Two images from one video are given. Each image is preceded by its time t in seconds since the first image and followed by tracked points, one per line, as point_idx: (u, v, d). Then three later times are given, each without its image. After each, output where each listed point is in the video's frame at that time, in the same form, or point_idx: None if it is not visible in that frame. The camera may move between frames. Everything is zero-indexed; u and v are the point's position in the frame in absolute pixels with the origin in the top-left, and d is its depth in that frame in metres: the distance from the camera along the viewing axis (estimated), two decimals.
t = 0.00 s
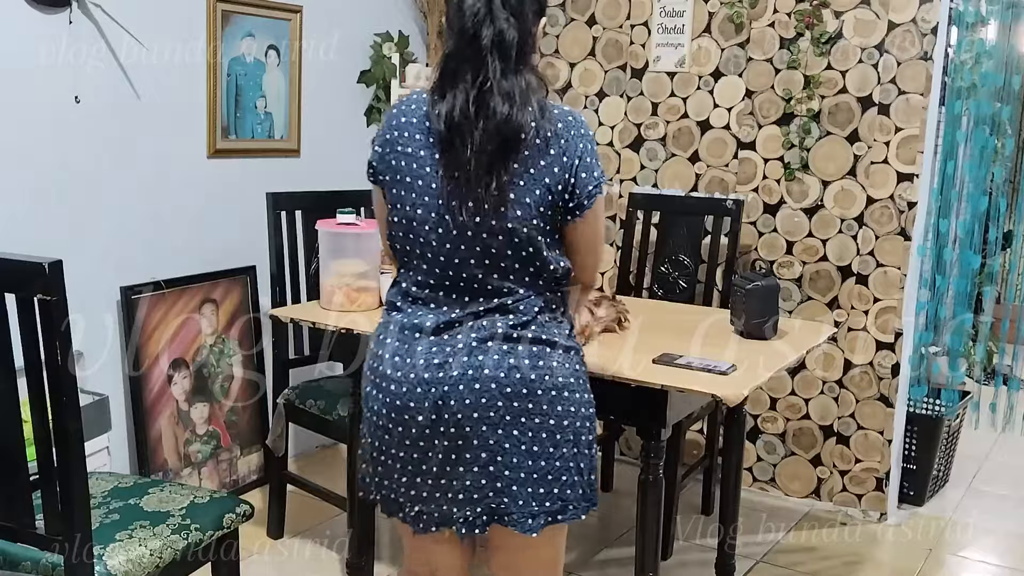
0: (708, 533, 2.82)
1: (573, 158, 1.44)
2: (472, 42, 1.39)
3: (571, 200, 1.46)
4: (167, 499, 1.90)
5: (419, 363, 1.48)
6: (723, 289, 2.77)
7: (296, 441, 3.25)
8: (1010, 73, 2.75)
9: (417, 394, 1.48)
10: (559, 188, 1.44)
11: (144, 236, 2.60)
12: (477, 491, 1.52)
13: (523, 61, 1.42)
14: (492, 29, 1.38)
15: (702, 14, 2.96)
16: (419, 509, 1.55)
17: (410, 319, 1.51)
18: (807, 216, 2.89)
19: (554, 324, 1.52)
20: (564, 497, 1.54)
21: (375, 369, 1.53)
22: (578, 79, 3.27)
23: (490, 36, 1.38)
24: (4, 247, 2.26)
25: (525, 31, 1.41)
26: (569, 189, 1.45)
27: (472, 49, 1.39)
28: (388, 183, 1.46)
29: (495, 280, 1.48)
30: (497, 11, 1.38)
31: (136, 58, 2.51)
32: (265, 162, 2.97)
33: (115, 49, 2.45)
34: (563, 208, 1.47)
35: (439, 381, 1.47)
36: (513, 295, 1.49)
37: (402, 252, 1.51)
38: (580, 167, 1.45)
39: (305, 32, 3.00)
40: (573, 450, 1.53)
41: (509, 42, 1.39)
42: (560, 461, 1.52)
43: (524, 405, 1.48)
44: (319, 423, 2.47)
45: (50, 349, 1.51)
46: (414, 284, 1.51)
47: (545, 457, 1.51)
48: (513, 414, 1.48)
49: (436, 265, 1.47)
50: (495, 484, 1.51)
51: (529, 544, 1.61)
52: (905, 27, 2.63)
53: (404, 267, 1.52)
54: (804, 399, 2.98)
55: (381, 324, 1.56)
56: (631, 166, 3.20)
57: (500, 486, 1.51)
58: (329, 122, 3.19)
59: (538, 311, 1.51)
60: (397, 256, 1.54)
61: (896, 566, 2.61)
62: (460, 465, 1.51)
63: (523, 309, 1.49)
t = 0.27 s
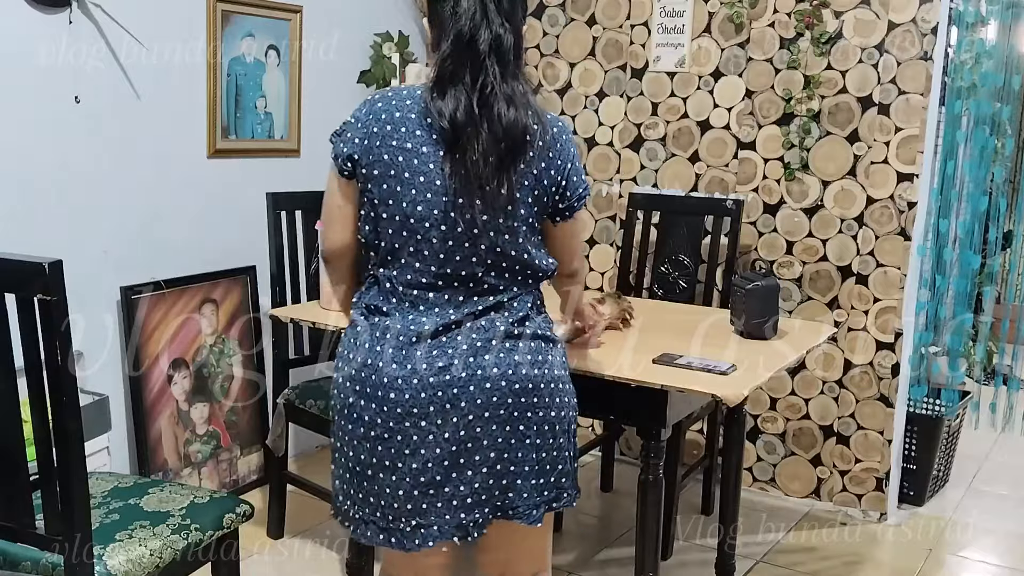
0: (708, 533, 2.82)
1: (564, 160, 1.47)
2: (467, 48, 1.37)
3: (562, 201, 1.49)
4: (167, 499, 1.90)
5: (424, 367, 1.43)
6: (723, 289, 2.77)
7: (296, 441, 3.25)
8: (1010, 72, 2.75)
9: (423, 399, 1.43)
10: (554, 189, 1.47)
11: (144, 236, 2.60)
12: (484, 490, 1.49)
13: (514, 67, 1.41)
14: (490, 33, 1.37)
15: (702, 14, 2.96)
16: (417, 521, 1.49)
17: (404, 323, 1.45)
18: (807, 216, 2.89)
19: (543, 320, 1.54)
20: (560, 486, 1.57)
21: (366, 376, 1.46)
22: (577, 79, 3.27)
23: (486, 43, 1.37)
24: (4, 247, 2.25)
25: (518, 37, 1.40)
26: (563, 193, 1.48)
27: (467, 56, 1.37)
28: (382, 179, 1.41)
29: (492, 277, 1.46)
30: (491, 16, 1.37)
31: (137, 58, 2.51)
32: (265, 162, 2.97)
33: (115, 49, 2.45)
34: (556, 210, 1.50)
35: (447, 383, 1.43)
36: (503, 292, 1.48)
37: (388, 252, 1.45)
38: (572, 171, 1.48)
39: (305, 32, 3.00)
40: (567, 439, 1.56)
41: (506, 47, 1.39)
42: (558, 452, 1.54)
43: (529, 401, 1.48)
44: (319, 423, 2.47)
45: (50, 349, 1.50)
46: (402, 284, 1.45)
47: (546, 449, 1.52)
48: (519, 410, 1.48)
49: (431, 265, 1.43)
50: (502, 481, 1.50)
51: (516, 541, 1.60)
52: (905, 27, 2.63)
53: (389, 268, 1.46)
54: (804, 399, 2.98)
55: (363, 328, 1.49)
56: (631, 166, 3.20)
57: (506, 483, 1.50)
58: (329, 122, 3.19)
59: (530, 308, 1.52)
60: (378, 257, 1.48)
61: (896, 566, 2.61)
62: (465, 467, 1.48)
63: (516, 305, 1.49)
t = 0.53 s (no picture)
0: (708, 533, 2.82)
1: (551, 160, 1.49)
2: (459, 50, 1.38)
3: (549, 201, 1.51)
4: (167, 499, 1.90)
5: (425, 367, 1.41)
6: (723, 289, 2.77)
7: (296, 441, 3.25)
8: (1010, 72, 2.75)
9: (425, 399, 1.42)
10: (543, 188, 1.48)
11: (144, 236, 2.60)
12: (488, 488, 1.49)
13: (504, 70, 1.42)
14: (481, 36, 1.38)
15: (702, 14, 2.96)
16: (421, 519, 1.48)
17: (403, 322, 1.43)
18: (807, 216, 2.89)
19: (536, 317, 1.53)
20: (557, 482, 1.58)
21: (364, 378, 1.43)
22: (577, 79, 3.27)
23: (479, 46, 1.38)
24: (4, 247, 2.25)
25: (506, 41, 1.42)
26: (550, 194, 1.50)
27: (460, 57, 1.38)
28: (377, 176, 1.39)
29: (489, 274, 1.46)
30: (481, 19, 1.39)
31: (137, 58, 2.51)
32: (265, 162, 2.97)
33: (115, 49, 2.45)
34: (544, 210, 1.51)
35: (450, 383, 1.42)
36: (496, 289, 1.48)
37: (382, 252, 1.43)
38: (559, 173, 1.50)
39: (305, 32, 3.00)
40: (564, 435, 1.57)
41: (497, 49, 1.41)
42: (555, 448, 1.55)
43: (529, 399, 1.48)
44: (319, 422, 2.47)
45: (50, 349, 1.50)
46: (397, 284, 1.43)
47: (545, 445, 1.53)
48: (521, 408, 1.48)
49: (427, 263, 1.41)
50: (505, 479, 1.50)
51: (510, 548, 1.58)
52: (905, 27, 2.63)
53: (382, 267, 1.44)
54: (804, 399, 2.98)
55: (357, 329, 1.46)
56: (631, 166, 3.20)
57: (509, 481, 1.50)
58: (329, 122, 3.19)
59: (525, 305, 1.52)
60: (368, 255, 1.45)
61: (896, 566, 2.61)
62: (468, 465, 1.47)
63: (510, 303, 1.49)
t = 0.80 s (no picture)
0: (708, 533, 2.82)
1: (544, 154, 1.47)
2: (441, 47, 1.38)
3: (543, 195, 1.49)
4: (167, 499, 1.90)
5: (415, 363, 1.42)
6: (723, 289, 2.77)
7: (296, 441, 3.25)
8: (1010, 72, 2.75)
9: (415, 395, 1.42)
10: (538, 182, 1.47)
11: (144, 236, 2.60)
12: (479, 488, 1.48)
13: (488, 64, 1.41)
14: (463, 32, 1.38)
15: (702, 14, 2.96)
16: (411, 518, 1.47)
17: (395, 320, 1.44)
18: (807, 216, 2.89)
19: (534, 316, 1.53)
20: (554, 486, 1.55)
21: (356, 374, 1.44)
22: (577, 79, 3.27)
23: (461, 43, 1.38)
24: (4, 247, 2.25)
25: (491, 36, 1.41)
26: (546, 185, 1.48)
27: (442, 55, 1.38)
28: (367, 177, 1.40)
29: (483, 272, 1.46)
30: (464, 14, 1.38)
31: (137, 58, 2.51)
32: (265, 162, 2.97)
33: (115, 49, 2.45)
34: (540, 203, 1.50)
35: (440, 379, 1.42)
36: (491, 287, 1.48)
37: (378, 251, 1.44)
38: (553, 165, 1.49)
39: (305, 32, 3.00)
40: (560, 438, 1.55)
41: (481, 45, 1.39)
42: (551, 450, 1.53)
43: (522, 398, 1.47)
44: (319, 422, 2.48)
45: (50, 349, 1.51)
46: (392, 282, 1.44)
47: (539, 446, 1.51)
48: (513, 407, 1.46)
49: (421, 262, 1.42)
50: (496, 480, 1.48)
51: (507, 550, 1.57)
52: (905, 27, 2.63)
53: (378, 265, 1.45)
54: (804, 399, 2.98)
55: (354, 326, 1.47)
56: (631, 166, 3.20)
57: (500, 481, 1.49)
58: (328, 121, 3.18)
59: (522, 304, 1.51)
60: (366, 256, 1.46)
61: (896, 566, 2.61)
62: (459, 464, 1.46)
63: (506, 301, 1.49)
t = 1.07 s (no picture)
0: (708, 533, 2.82)
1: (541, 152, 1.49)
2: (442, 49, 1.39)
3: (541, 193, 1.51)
4: (167, 499, 1.90)
5: (415, 364, 1.42)
6: (723, 289, 2.77)
7: (296, 441, 3.25)
8: (1010, 72, 2.75)
9: (415, 395, 1.42)
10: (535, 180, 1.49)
11: (143, 236, 2.60)
12: (480, 488, 1.48)
13: (488, 67, 1.43)
14: (464, 35, 1.39)
15: (702, 14, 2.96)
16: (413, 519, 1.48)
17: (394, 320, 1.44)
18: (807, 216, 2.89)
19: (534, 315, 1.53)
20: (556, 487, 1.55)
21: (356, 375, 1.44)
22: (577, 79, 3.27)
23: (461, 46, 1.39)
24: (4, 247, 2.25)
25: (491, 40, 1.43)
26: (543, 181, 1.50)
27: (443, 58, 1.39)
28: (364, 178, 1.41)
29: (483, 271, 1.46)
30: (466, 19, 1.39)
31: (136, 58, 2.51)
32: (265, 162, 2.97)
33: (115, 49, 2.45)
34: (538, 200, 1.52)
35: (440, 379, 1.42)
36: (490, 286, 1.48)
37: (379, 252, 1.44)
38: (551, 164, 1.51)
39: (305, 32, 3.00)
40: (560, 438, 1.55)
41: (481, 49, 1.41)
42: (553, 450, 1.53)
43: (523, 398, 1.47)
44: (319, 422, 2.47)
45: (50, 349, 1.51)
46: (392, 282, 1.44)
47: (540, 446, 1.50)
48: (514, 407, 1.46)
49: (421, 262, 1.42)
50: (497, 480, 1.48)
51: (504, 550, 1.57)
52: (905, 27, 2.63)
53: (378, 265, 1.45)
54: (804, 399, 2.98)
55: (354, 326, 1.47)
56: (631, 166, 3.20)
57: (502, 481, 1.49)
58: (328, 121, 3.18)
59: (522, 303, 1.51)
60: (366, 257, 1.46)
61: (896, 566, 2.61)
62: (460, 464, 1.46)
63: (506, 301, 1.49)
